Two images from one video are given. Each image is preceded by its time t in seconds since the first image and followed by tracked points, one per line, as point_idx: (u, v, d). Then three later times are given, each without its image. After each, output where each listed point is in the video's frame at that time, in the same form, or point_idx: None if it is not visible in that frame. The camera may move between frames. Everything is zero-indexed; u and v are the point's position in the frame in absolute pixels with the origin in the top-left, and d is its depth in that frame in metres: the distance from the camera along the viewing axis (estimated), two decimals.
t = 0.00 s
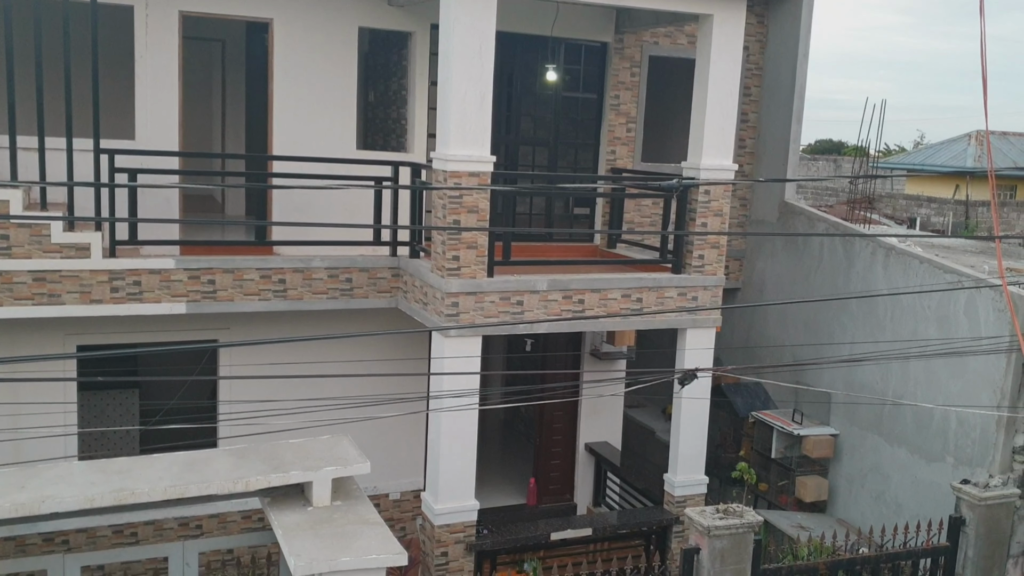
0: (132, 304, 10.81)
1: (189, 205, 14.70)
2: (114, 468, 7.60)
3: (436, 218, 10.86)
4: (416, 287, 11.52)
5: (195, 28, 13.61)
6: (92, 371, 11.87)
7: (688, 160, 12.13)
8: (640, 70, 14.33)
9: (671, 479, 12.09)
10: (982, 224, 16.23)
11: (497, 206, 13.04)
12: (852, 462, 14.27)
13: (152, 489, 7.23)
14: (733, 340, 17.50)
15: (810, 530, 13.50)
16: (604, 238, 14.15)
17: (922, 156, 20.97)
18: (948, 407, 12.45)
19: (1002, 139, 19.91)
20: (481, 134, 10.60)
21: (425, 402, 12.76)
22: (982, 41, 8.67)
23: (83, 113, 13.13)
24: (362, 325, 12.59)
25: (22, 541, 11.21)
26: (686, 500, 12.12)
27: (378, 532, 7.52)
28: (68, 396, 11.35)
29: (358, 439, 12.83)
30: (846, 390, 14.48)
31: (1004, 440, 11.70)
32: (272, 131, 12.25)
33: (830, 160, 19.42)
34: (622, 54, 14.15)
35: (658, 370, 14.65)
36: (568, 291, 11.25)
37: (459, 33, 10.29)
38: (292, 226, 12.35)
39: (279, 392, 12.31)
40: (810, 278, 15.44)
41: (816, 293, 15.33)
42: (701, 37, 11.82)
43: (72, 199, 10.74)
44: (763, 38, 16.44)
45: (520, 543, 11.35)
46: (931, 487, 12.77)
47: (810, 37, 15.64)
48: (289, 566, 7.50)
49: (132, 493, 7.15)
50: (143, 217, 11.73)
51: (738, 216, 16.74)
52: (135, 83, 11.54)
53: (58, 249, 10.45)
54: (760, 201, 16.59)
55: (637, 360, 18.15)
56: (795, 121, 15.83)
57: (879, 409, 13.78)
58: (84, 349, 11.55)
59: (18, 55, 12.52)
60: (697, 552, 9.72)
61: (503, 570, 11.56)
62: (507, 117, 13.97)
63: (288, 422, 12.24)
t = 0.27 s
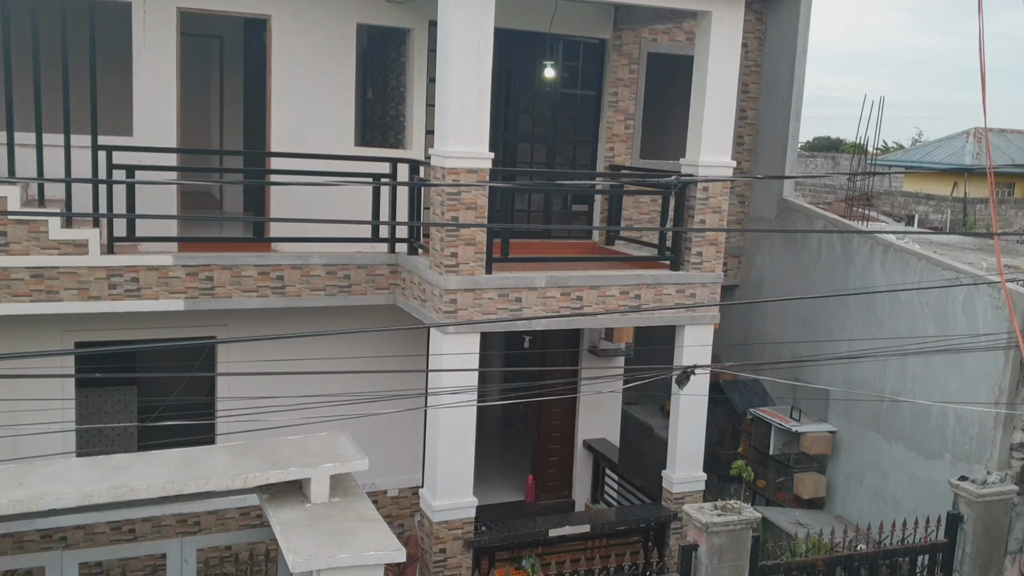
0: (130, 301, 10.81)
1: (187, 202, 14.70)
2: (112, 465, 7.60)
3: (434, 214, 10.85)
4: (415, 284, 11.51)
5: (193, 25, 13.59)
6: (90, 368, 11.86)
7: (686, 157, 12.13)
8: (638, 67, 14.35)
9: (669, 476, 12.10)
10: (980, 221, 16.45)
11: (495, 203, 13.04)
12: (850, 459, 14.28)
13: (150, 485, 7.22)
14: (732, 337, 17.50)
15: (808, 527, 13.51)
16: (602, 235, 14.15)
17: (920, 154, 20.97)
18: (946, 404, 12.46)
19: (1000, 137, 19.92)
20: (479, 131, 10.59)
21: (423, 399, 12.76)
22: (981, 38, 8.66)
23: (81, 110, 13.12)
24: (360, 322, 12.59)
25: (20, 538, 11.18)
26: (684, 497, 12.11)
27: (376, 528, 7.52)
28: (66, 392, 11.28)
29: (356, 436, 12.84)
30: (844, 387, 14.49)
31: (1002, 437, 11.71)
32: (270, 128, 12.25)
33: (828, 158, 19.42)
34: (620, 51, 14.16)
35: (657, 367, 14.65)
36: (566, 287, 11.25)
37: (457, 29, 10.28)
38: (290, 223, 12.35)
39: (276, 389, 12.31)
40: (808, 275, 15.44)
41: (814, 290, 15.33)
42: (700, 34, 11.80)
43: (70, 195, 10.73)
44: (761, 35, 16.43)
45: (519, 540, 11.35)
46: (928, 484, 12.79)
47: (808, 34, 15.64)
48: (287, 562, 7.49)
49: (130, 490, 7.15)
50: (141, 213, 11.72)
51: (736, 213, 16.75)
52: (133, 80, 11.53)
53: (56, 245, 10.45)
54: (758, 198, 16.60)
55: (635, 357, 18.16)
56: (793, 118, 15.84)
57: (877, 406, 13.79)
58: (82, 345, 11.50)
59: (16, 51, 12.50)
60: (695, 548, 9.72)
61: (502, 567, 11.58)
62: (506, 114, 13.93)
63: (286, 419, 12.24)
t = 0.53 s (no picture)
0: (130, 296, 10.81)
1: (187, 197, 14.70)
2: (112, 459, 7.60)
3: (434, 209, 10.85)
4: (414, 279, 11.52)
5: (192, 20, 13.58)
6: (90, 363, 11.88)
7: (686, 151, 12.12)
8: (638, 61, 14.31)
9: (669, 471, 12.11)
10: (980, 216, 16.50)
11: (495, 198, 13.05)
12: (851, 454, 14.29)
13: (151, 480, 7.22)
14: (732, 332, 17.51)
15: (809, 521, 13.53)
16: (602, 230, 14.16)
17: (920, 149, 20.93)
18: (946, 398, 12.46)
19: (1001, 131, 19.88)
20: (479, 126, 10.58)
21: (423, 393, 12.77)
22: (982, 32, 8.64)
23: (80, 105, 13.12)
24: (360, 317, 12.59)
25: (21, 532, 11.23)
26: (684, 491, 12.15)
27: (376, 523, 7.52)
28: (67, 387, 11.30)
29: (356, 430, 12.85)
30: (844, 381, 14.49)
31: (1003, 431, 11.72)
32: (270, 123, 12.24)
33: (828, 153, 19.39)
34: (620, 45, 14.12)
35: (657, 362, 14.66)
36: (566, 282, 11.25)
37: (457, 24, 10.27)
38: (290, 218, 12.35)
39: (277, 384, 12.32)
40: (809, 270, 15.44)
41: (814, 284, 15.33)
42: (700, 28, 11.78)
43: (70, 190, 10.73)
44: (762, 29, 16.40)
45: (519, 535, 11.37)
46: (929, 478, 12.80)
47: (809, 29, 15.61)
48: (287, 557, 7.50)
49: (131, 485, 7.15)
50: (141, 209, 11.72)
51: (737, 208, 16.74)
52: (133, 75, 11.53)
53: (56, 241, 10.45)
54: (759, 193, 16.58)
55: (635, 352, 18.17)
56: (794, 112, 15.81)
57: (877, 401, 13.80)
58: (83, 340, 11.52)
59: (15, 47, 12.50)
60: (695, 542, 9.73)
61: (502, 562, 11.61)
62: (506, 109, 13.97)
63: (286, 413, 12.25)
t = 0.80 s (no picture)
0: (132, 291, 10.82)
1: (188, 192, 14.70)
2: (114, 453, 7.62)
3: (436, 204, 10.85)
4: (416, 274, 11.52)
5: (194, 14, 13.59)
6: (92, 356, 11.90)
7: (688, 145, 12.11)
8: (640, 55, 14.31)
9: (670, 465, 12.11)
10: (982, 210, 16.51)
11: (496, 192, 13.07)
12: (852, 448, 14.30)
13: (153, 474, 7.23)
14: (733, 327, 17.50)
15: (810, 516, 13.53)
16: (604, 224, 14.16)
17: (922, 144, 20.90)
18: (948, 393, 12.46)
19: (1003, 125, 19.82)
20: (480, 120, 10.57)
21: (424, 388, 12.78)
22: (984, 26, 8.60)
23: (82, 100, 13.13)
24: (361, 311, 12.60)
25: (23, 526, 11.26)
26: (686, 486, 12.13)
27: (378, 517, 7.53)
28: (69, 380, 11.38)
29: (357, 425, 12.86)
30: (846, 376, 14.49)
31: (1004, 426, 11.71)
32: (271, 117, 12.24)
33: (830, 147, 19.37)
34: (622, 39, 14.12)
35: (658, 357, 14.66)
36: (567, 277, 11.24)
37: (458, 18, 10.26)
38: (292, 213, 12.35)
39: (278, 378, 12.33)
40: (810, 264, 15.43)
41: (816, 279, 15.32)
42: (702, 22, 11.77)
43: (72, 184, 10.74)
44: (763, 24, 16.37)
45: (520, 529, 11.38)
46: (930, 473, 12.80)
47: (811, 23, 15.59)
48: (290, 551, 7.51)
49: (133, 479, 7.16)
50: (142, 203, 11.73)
51: (738, 202, 16.73)
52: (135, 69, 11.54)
53: (58, 235, 10.46)
54: (760, 187, 16.57)
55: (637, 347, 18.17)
56: (796, 107, 15.78)
57: (879, 395, 13.80)
58: (84, 334, 11.56)
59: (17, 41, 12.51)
60: (696, 537, 9.73)
61: (503, 556, 11.65)
62: (507, 103, 13.96)
63: (288, 408, 12.27)
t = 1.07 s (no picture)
0: (132, 285, 10.82)
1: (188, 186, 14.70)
2: (115, 447, 7.63)
3: (436, 198, 10.85)
4: (416, 268, 11.52)
5: (194, 8, 13.55)
6: (93, 350, 11.91)
7: (688, 140, 12.10)
8: (641, 49, 14.27)
9: (670, 460, 12.12)
10: (983, 205, 16.50)
11: (497, 186, 13.06)
12: (852, 443, 14.32)
13: (154, 468, 7.23)
14: (734, 321, 17.51)
15: (810, 510, 13.55)
16: (604, 218, 14.15)
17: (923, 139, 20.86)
18: (948, 387, 12.46)
19: (1005, 120, 19.78)
20: (481, 114, 10.56)
21: (425, 382, 12.79)
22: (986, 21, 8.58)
23: (82, 93, 13.11)
24: (362, 306, 12.60)
25: (24, 520, 11.32)
26: (686, 480, 12.16)
27: (378, 511, 7.54)
28: (69, 374, 11.37)
29: (358, 419, 12.87)
30: (846, 371, 14.50)
31: (1005, 421, 11.72)
32: (271, 111, 12.22)
33: (830, 142, 19.35)
34: (623, 33, 14.09)
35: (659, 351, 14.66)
36: (568, 272, 11.24)
37: (458, 12, 10.24)
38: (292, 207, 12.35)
39: (278, 372, 12.33)
40: (811, 259, 15.42)
41: (817, 273, 15.32)
42: (703, 16, 11.74)
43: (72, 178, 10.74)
44: (764, 18, 16.32)
45: (521, 523, 11.40)
46: (930, 468, 12.81)
47: (812, 17, 15.56)
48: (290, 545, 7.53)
49: (134, 473, 7.17)
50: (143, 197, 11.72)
51: (739, 197, 16.72)
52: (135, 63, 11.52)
53: (58, 229, 10.46)
54: (761, 182, 16.56)
55: (637, 342, 18.18)
56: (797, 101, 15.76)
57: (879, 390, 13.80)
58: (85, 328, 11.56)
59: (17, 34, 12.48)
60: (696, 531, 9.73)
61: (504, 549, 11.59)
62: (507, 98, 13.95)
63: (288, 401, 12.28)
